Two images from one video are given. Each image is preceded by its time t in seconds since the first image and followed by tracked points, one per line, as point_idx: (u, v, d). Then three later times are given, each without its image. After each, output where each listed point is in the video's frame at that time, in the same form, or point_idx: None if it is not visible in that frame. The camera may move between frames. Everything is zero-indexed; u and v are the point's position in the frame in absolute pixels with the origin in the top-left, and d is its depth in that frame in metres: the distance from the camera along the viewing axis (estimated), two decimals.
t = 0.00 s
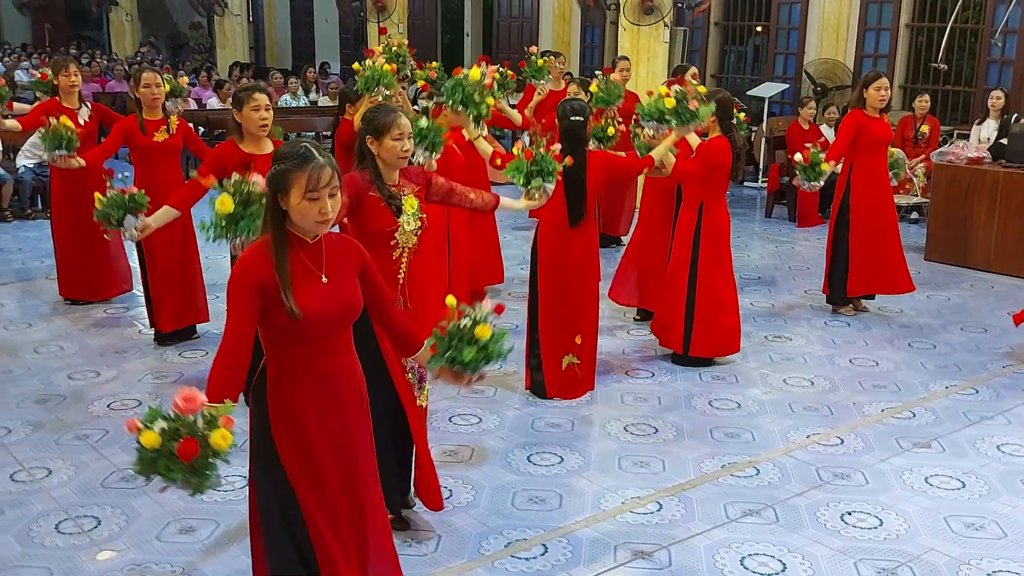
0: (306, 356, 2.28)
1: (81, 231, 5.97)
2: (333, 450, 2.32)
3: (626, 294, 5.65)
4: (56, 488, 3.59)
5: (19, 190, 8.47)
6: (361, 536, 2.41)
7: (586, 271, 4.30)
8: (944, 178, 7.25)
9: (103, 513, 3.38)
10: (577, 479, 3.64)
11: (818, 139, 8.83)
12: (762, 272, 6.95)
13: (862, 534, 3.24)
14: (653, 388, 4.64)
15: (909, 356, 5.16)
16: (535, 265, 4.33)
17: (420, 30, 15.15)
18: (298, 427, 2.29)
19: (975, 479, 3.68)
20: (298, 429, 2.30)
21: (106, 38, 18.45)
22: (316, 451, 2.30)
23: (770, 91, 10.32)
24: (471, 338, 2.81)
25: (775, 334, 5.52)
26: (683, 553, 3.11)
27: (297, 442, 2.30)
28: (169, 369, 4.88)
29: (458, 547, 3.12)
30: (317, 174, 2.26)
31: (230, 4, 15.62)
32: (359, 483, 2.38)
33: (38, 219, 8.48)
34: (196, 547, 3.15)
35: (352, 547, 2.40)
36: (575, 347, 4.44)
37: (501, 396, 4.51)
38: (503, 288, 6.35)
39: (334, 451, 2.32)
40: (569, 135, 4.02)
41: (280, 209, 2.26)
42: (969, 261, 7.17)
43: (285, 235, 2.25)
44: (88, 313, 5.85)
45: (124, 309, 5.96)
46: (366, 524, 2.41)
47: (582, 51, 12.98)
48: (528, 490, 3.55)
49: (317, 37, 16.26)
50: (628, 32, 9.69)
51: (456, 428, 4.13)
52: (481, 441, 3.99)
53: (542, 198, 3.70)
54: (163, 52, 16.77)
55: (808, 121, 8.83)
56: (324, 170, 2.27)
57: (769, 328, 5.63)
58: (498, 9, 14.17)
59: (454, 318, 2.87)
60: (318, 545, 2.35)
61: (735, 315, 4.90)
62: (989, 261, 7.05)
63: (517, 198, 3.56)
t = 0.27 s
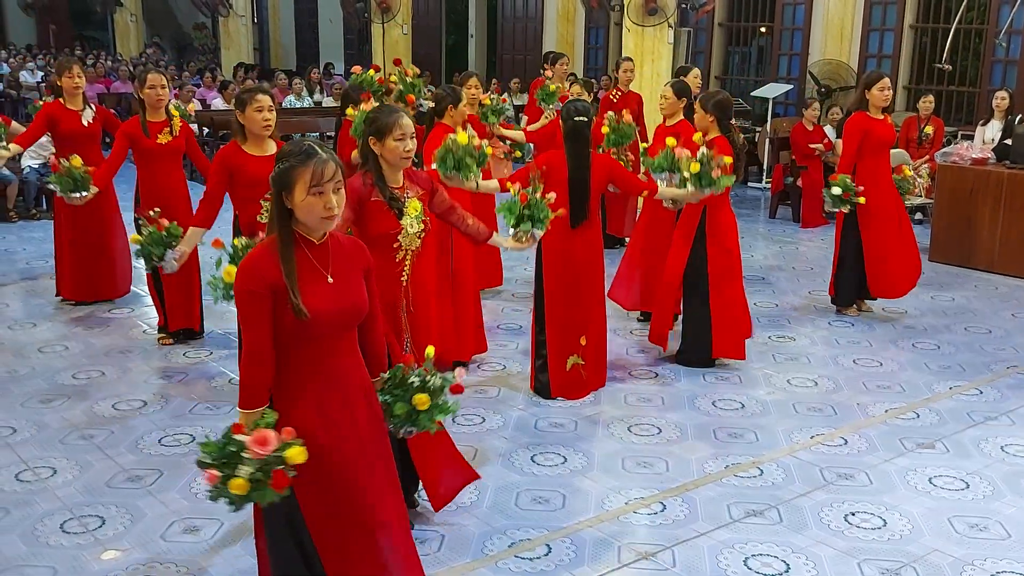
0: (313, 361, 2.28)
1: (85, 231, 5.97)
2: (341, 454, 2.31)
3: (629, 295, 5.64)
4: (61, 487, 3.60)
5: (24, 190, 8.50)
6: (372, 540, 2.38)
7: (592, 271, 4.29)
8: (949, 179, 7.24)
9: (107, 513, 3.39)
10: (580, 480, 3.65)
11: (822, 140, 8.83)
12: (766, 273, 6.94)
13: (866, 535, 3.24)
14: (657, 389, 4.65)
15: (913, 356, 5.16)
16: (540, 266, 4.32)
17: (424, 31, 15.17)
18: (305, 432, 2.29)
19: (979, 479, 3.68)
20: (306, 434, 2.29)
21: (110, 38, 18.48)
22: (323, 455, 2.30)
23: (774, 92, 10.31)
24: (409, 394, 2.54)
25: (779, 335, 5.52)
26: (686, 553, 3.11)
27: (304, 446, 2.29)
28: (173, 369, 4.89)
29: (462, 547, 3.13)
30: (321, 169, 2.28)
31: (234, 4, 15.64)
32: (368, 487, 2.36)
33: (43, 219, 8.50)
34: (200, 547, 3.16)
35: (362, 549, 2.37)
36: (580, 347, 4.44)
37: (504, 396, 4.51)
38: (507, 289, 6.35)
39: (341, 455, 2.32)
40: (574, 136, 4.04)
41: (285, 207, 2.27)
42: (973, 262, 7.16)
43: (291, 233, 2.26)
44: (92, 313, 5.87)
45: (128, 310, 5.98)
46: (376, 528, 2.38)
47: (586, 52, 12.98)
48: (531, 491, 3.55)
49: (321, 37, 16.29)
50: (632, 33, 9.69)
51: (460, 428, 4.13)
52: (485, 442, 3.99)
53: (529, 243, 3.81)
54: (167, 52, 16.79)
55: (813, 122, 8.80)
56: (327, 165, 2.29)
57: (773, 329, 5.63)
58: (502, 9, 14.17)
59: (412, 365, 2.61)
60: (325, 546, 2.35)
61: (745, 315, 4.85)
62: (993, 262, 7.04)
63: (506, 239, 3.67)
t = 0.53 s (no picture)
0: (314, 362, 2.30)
1: (88, 235, 5.97)
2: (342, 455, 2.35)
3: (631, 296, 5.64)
4: (64, 487, 3.61)
5: (28, 190, 8.51)
6: (368, 537, 2.44)
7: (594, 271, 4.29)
8: (952, 178, 7.24)
9: (111, 512, 3.40)
10: (583, 480, 3.65)
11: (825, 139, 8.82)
12: (769, 273, 6.94)
13: (868, 534, 3.24)
14: (660, 388, 4.65)
15: (916, 356, 5.16)
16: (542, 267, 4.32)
17: (427, 32, 15.18)
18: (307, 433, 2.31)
19: (983, 479, 3.67)
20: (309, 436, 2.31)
21: (114, 39, 18.50)
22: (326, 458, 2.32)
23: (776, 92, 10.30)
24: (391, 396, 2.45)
25: (782, 335, 5.52)
26: (689, 552, 3.12)
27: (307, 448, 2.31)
28: (177, 369, 4.91)
29: (465, 547, 3.13)
30: (319, 165, 2.28)
31: (237, 5, 15.66)
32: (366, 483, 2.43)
33: (46, 220, 8.52)
34: (203, 546, 3.16)
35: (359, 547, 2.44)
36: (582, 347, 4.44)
37: (507, 396, 4.52)
38: (509, 289, 6.35)
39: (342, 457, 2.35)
40: (577, 137, 4.03)
41: (284, 206, 2.27)
42: (976, 261, 7.15)
43: (292, 232, 2.26)
44: (96, 314, 5.88)
45: (132, 310, 5.99)
46: (372, 524, 2.45)
47: (589, 51, 12.97)
48: (534, 490, 3.55)
49: (324, 37, 16.30)
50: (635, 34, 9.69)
51: (464, 428, 4.13)
52: (488, 441, 3.99)
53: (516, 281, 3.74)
54: (171, 54, 16.82)
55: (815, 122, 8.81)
56: (323, 161, 2.30)
57: (776, 329, 5.63)
58: (505, 9, 14.17)
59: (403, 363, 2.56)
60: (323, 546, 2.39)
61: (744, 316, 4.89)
62: (997, 261, 7.03)
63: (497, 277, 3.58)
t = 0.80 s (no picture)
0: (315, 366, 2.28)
1: (94, 235, 5.98)
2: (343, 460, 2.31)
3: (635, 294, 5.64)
4: (68, 486, 3.62)
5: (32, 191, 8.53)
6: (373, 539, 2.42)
7: (598, 272, 4.30)
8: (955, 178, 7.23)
9: (115, 512, 3.41)
10: (586, 480, 3.64)
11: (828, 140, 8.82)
12: (773, 273, 6.94)
13: (872, 535, 3.23)
14: (663, 388, 4.64)
15: (920, 356, 5.15)
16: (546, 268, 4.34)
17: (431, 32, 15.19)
18: (308, 436, 2.29)
19: (987, 479, 3.67)
20: (311, 440, 2.29)
21: (117, 40, 18.53)
22: (327, 464, 2.29)
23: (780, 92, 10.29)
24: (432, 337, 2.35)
25: (786, 335, 5.51)
26: (692, 553, 3.11)
27: (308, 451, 2.30)
28: (180, 369, 4.91)
29: (468, 546, 3.13)
30: (317, 163, 2.28)
31: (241, 6, 15.69)
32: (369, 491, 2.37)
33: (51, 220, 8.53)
34: (207, 546, 3.17)
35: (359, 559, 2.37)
36: (586, 348, 4.44)
37: (510, 396, 4.52)
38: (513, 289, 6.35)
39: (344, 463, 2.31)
40: (581, 139, 4.01)
41: (285, 206, 2.27)
42: (980, 261, 7.13)
43: (293, 232, 2.27)
44: (100, 314, 5.89)
45: (135, 310, 6.00)
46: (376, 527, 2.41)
47: (592, 51, 12.96)
48: (537, 490, 3.55)
49: (328, 38, 16.33)
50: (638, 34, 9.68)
51: (467, 428, 4.13)
52: (491, 441, 3.99)
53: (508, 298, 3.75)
54: (175, 54, 16.85)
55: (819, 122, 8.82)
56: (322, 160, 2.30)
57: (779, 329, 5.63)
58: (508, 9, 14.17)
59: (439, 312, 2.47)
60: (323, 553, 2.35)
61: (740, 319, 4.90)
62: (1001, 261, 7.01)
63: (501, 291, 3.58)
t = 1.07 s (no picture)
0: (318, 369, 2.28)
1: (99, 234, 5.97)
2: (346, 463, 2.33)
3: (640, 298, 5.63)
4: (73, 487, 3.62)
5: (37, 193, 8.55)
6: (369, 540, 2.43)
7: (603, 274, 4.28)
8: (960, 180, 7.24)
9: (119, 512, 3.41)
10: (590, 481, 3.64)
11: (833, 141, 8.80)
12: (778, 274, 6.93)
13: (877, 537, 3.23)
14: (667, 390, 4.64)
15: (925, 358, 5.14)
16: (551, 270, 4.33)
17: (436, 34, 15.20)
18: (311, 440, 2.29)
19: (992, 481, 3.65)
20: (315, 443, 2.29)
21: (122, 41, 18.57)
22: (331, 467, 2.30)
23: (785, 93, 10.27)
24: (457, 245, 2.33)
25: (790, 336, 5.50)
26: (697, 554, 3.11)
27: (313, 454, 2.29)
28: (185, 370, 4.92)
29: (472, 548, 3.13)
30: (318, 165, 2.26)
31: (246, 7, 15.71)
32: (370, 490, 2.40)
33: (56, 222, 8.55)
34: (211, 547, 3.16)
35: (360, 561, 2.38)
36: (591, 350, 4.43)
37: (514, 397, 4.51)
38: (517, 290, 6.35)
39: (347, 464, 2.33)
40: (584, 142, 3.99)
41: (288, 208, 2.27)
42: (985, 263, 7.10)
43: (297, 235, 2.28)
44: (105, 314, 5.90)
45: (140, 310, 6.01)
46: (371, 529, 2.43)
47: (596, 52, 12.95)
48: (540, 492, 3.55)
49: (332, 39, 16.34)
50: (642, 35, 9.67)
51: (471, 430, 4.13)
52: (495, 443, 3.99)
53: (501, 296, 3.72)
54: (180, 56, 16.88)
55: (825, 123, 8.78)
56: (323, 160, 2.28)
57: (784, 330, 5.62)
58: (512, 10, 14.18)
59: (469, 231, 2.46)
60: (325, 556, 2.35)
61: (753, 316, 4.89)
62: (1005, 263, 6.99)
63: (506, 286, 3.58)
